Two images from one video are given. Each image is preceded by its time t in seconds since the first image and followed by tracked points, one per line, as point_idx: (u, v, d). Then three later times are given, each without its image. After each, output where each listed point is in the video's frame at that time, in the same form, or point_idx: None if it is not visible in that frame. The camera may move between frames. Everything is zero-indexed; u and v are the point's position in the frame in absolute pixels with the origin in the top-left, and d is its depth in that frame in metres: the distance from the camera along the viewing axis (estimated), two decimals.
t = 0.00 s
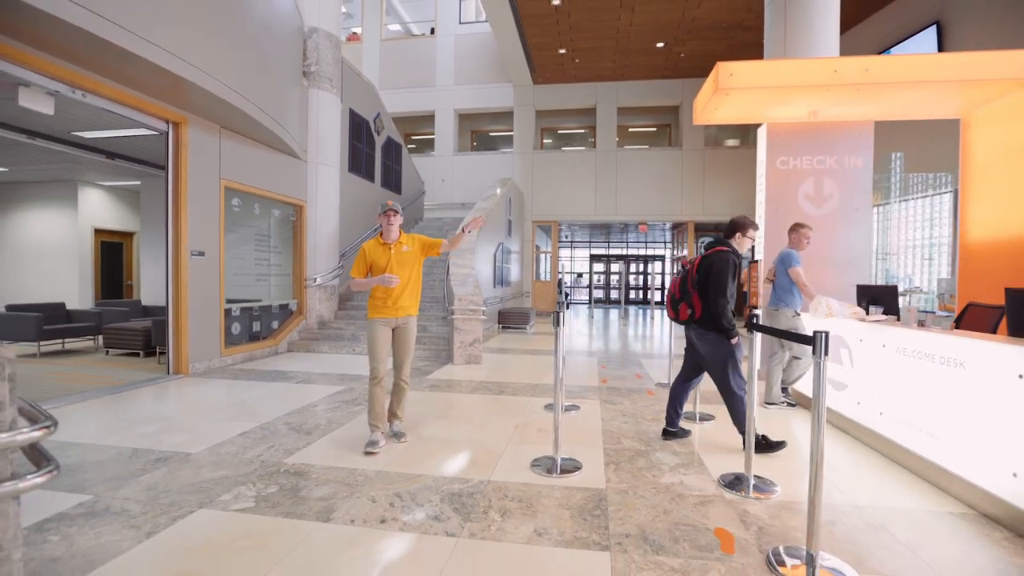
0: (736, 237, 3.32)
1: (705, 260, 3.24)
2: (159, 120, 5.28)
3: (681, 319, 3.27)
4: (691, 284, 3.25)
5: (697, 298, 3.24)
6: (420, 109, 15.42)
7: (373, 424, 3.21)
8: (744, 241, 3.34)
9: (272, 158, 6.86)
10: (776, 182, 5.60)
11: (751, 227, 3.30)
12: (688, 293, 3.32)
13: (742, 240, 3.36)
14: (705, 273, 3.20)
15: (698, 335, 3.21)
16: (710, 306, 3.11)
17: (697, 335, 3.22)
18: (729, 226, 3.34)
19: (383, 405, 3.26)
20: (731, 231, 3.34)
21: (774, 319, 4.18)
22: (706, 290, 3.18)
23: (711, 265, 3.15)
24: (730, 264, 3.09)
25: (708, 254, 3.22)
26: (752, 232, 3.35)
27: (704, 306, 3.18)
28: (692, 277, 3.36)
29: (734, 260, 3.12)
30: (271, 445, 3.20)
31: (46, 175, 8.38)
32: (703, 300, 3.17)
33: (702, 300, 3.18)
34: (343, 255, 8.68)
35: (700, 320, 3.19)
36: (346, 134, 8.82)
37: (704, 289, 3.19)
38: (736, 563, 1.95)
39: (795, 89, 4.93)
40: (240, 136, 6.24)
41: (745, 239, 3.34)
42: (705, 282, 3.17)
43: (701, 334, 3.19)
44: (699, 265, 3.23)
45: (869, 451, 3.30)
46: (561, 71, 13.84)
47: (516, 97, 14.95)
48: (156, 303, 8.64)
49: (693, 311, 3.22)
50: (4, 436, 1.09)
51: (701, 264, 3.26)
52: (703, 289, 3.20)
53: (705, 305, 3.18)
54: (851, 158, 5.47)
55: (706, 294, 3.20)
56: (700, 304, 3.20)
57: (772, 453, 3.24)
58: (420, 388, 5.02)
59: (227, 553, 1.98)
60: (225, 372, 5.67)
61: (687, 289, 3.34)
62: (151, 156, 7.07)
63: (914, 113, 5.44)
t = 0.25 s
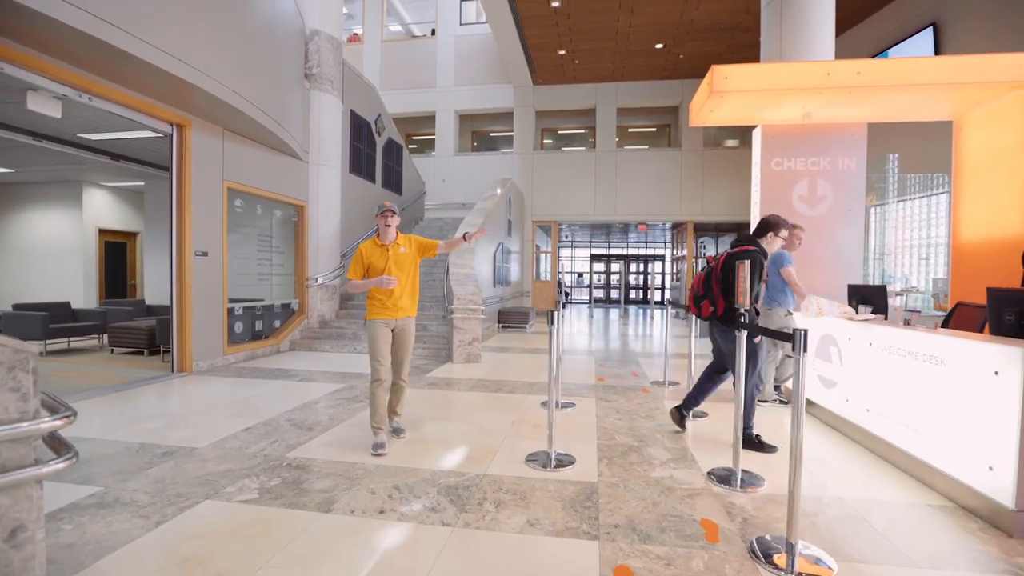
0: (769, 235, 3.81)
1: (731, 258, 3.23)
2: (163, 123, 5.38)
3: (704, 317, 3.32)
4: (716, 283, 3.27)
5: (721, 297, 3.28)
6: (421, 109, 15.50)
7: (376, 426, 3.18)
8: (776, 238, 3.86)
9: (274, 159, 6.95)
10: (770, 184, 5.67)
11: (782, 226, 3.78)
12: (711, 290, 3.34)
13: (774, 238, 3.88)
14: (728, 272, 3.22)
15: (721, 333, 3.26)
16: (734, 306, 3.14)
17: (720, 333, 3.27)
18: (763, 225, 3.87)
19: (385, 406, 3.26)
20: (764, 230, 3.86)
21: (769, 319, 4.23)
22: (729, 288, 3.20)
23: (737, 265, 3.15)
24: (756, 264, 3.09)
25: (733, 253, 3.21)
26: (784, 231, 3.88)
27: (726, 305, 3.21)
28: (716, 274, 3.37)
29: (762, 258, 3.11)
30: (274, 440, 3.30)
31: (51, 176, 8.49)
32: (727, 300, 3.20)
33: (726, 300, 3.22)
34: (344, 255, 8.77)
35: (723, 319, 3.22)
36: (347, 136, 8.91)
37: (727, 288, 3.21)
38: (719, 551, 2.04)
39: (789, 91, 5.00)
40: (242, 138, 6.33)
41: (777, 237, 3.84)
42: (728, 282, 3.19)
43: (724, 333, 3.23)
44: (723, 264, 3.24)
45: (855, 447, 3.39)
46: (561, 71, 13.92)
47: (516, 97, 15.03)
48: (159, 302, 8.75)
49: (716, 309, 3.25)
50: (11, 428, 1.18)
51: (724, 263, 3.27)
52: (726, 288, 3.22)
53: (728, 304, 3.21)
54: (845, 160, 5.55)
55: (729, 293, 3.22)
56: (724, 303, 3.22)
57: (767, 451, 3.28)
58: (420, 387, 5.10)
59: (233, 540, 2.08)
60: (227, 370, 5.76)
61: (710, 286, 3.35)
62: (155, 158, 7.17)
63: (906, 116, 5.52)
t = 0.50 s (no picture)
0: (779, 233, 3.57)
1: (745, 257, 3.39)
2: (166, 126, 5.47)
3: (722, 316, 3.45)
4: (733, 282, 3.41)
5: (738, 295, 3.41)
6: (421, 110, 15.59)
7: (374, 424, 3.25)
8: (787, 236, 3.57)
9: (275, 161, 7.04)
10: (763, 185, 5.75)
11: (794, 222, 3.52)
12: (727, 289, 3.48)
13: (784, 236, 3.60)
14: (745, 270, 3.35)
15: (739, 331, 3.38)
16: (751, 303, 3.27)
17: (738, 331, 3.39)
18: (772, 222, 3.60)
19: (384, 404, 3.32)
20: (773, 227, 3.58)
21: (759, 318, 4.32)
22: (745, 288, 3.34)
23: (751, 263, 3.30)
24: (769, 261, 3.25)
25: (747, 253, 3.37)
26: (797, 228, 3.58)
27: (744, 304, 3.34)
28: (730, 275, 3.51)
29: (774, 256, 3.27)
30: (275, 436, 3.39)
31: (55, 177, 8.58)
32: (744, 299, 3.33)
33: (743, 298, 3.35)
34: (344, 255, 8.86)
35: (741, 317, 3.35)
36: (347, 137, 9.00)
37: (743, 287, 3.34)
38: (702, 541, 2.12)
39: (781, 94, 5.08)
40: (244, 140, 6.42)
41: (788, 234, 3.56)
42: (744, 280, 3.33)
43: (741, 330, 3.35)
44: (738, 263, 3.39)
45: (842, 443, 3.47)
46: (560, 72, 14.00)
47: (516, 98, 15.11)
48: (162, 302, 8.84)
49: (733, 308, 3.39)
50: (28, 419, 1.26)
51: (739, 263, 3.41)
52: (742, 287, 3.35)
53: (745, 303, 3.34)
54: (837, 162, 5.63)
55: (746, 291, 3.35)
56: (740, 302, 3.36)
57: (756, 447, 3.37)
58: (418, 385, 5.19)
59: (236, 530, 2.16)
60: (229, 369, 5.85)
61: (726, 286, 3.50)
62: (158, 159, 7.26)
63: (898, 118, 5.60)
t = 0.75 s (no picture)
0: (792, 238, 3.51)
1: (757, 262, 3.35)
2: (170, 128, 5.56)
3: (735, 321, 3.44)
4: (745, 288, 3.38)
5: (751, 300, 3.39)
6: (421, 111, 15.68)
7: (374, 422, 3.33)
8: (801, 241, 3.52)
9: (277, 162, 7.13)
10: (758, 186, 5.83)
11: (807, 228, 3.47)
12: (740, 295, 3.45)
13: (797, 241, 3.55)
14: (756, 276, 3.32)
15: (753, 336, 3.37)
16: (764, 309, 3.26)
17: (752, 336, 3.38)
18: (785, 227, 3.54)
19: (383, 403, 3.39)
20: (785, 233, 3.52)
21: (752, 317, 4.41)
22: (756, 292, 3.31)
23: (763, 269, 3.27)
24: (781, 267, 3.22)
25: (758, 257, 3.33)
26: (810, 233, 3.53)
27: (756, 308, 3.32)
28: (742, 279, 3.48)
29: (786, 260, 3.24)
30: (278, 432, 3.48)
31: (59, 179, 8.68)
32: (757, 303, 3.31)
33: (756, 303, 3.33)
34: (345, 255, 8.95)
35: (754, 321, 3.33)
36: (348, 139, 9.09)
37: (755, 291, 3.32)
38: (689, 531, 2.21)
39: (774, 98, 5.16)
40: (246, 142, 6.52)
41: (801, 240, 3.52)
42: (757, 285, 3.30)
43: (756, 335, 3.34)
44: (750, 269, 3.34)
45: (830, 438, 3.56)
46: (560, 74, 14.08)
47: (516, 99, 15.20)
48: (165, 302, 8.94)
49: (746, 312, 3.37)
50: (51, 411, 1.36)
51: (751, 267, 3.38)
52: (754, 291, 3.33)
53: (758, 307, 3.33)
54: (831, 164, 5.72)
55: (759, 296, 3.32)
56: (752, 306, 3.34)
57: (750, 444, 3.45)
58: (419, 383, 5.27)
59: (241, 520, 2.26)
60: (232, 368, 5.94)
61: (739, 291, 3.47)
62: (162, 161, 7.36)
63: (891, 121, 5.68)
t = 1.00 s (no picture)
0: (806, 237, 3.47)
1: (770, 258, 3.34)
2: (176, 131, 5.67)
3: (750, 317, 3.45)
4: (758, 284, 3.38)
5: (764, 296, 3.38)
6: (422, 113, 15.78)
7: (376, 418, 3.40)
8: (815, 240, 3.48)
9: (280, 164, 7.24)
10: (753, 188, 5.92)
11: (819, 228, 3.43)
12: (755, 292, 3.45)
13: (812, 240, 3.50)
14: (769, 272, 3.30)
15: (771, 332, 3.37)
16: (778, 304, 3.25)
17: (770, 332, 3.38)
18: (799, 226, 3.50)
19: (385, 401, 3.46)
20: (798, 232, 3.50)
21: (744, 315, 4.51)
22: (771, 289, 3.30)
23: (774, 265, 3.26)
24: (793, 261, 3.20)
25: (770, 254, 3.31)
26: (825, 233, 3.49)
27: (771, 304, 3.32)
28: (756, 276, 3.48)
29: (797, 255, 3.21)
30: (282, 428, 3.58)
31: (65, 180, 8.79)
32: (771, 298, 3.31)
33: (770, 298, 3.32)
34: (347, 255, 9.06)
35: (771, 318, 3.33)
36: (350, 141, 9.20)
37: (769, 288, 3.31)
38: (677, 520, 2.31)
39: (769, 101, 5.25)
40: (250, 144, 6.62)
41: (816, 238, 3.47)
42: (769, 281, 3.29)
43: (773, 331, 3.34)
44: (761, 265, 3.34)
45: (819, 434, 3.65)
46: (560, 75, 14.17)
47: (516, 101, 15.30)
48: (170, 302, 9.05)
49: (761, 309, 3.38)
50: (74, 402, 1.46)
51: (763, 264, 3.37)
52: (768, 288, 3.32)
53: (772, 303, 3.32)
54: (825, 166, 5.82)
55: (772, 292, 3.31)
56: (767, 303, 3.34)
57: (753, 438, 3.51)
58: (419, 381, 5.37)
59: (250, 509, 2.37)
60: (236, 366, 6.05)
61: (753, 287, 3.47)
62: (167, 163, 7.48)
63: (884, 123, 5.77)
